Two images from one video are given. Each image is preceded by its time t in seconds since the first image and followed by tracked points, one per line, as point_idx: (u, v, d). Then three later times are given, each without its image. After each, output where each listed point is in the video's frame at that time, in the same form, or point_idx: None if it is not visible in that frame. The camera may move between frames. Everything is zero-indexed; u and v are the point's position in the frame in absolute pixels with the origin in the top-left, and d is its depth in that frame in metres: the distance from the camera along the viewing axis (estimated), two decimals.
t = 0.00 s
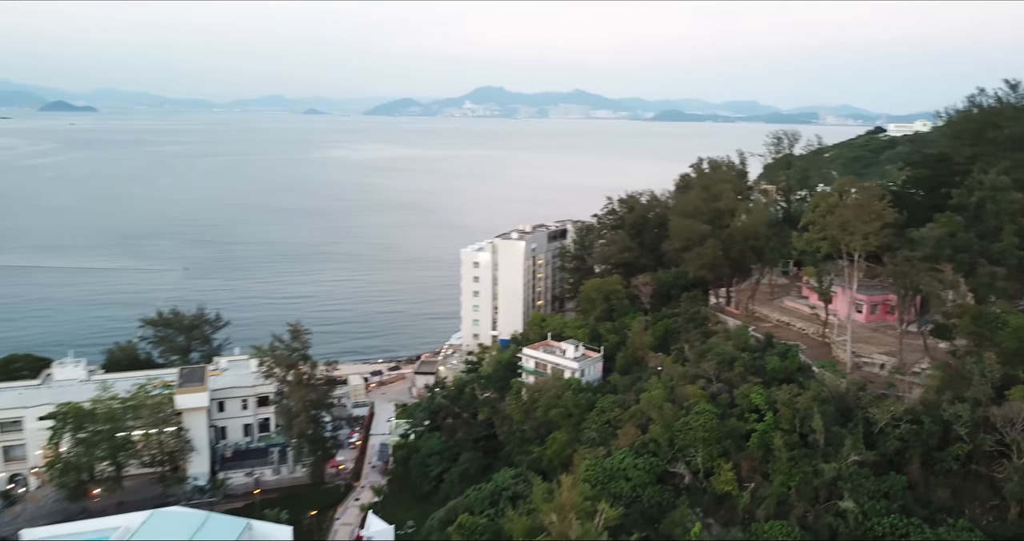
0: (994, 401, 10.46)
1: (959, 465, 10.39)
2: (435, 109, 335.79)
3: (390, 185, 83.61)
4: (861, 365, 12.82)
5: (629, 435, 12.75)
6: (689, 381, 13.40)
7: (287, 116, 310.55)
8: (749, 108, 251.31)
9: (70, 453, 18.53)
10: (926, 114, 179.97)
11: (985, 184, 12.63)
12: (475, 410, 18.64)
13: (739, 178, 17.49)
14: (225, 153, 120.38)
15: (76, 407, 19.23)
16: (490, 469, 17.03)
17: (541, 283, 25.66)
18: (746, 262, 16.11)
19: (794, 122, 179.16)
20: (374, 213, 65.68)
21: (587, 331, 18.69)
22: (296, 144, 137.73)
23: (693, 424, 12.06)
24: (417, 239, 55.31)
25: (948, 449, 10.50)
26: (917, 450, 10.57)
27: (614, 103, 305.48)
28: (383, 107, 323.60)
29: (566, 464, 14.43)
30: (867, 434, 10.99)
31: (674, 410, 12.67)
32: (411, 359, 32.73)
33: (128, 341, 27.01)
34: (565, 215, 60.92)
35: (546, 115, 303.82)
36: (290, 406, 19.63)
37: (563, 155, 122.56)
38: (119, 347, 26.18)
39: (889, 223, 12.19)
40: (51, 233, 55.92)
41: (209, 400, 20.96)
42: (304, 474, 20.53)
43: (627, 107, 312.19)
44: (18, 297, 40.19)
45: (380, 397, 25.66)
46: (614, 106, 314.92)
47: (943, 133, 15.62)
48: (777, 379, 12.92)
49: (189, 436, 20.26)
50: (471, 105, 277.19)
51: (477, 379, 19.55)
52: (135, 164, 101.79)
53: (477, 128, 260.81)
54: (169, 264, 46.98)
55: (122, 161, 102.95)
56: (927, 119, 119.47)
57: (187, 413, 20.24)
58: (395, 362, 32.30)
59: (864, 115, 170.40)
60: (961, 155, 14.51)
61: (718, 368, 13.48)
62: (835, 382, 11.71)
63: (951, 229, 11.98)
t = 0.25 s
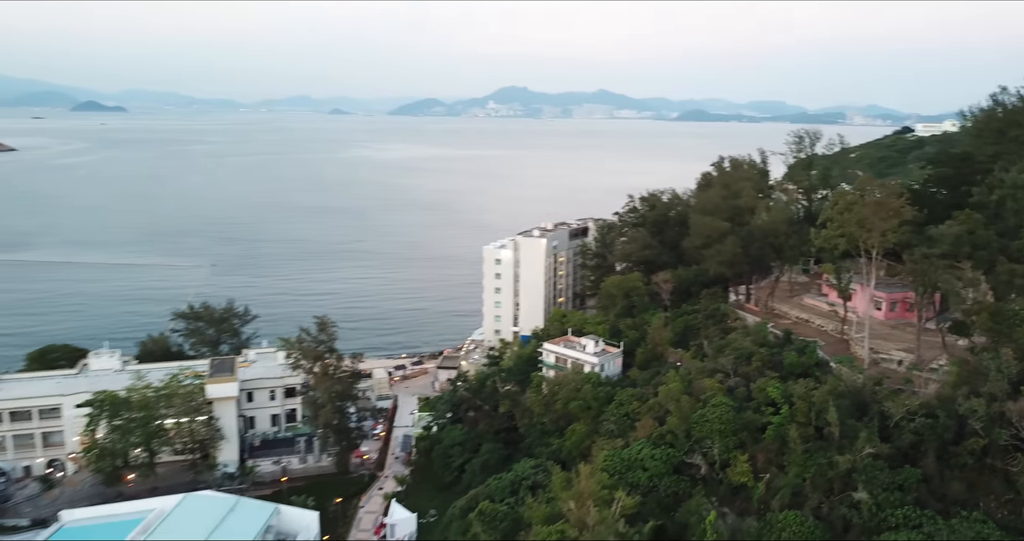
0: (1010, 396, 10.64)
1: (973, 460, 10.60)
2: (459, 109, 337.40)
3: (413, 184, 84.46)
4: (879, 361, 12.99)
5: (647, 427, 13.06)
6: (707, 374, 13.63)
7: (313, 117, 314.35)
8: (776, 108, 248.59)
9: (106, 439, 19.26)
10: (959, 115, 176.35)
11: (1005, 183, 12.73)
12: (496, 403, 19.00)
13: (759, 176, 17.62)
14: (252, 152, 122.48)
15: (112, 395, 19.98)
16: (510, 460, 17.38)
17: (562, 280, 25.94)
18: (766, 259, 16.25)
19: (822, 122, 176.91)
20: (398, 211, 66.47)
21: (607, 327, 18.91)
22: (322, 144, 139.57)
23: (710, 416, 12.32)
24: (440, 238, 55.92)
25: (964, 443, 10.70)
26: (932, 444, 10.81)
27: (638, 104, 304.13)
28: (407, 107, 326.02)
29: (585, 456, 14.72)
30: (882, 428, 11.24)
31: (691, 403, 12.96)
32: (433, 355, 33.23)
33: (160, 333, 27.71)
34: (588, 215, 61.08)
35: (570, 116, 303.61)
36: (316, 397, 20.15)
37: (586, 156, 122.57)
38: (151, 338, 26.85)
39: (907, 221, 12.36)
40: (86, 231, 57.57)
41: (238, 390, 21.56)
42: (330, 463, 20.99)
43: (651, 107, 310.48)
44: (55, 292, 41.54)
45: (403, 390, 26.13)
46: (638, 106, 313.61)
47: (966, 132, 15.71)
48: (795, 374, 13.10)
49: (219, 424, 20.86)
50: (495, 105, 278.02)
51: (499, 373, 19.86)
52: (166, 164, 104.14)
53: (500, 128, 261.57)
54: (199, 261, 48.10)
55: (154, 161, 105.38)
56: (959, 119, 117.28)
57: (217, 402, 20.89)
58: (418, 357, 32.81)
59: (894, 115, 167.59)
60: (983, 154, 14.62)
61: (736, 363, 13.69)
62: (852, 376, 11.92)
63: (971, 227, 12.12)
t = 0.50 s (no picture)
0: None
1: (990, 455, 10.78)
2: (483, 109, 338.26)
3: (437, 183, 85.20)
4: (898, 357, 13.19)
5: (666, 419, 13.36)
6: (725, 368, 13.88)
7: (338, 116, 317.58)
8: (803, 108, 245.39)
9: (140, 426, 19.93)
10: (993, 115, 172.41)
11: None
12: (518, 395, 19.35)
13: (780, 174, 17.77)
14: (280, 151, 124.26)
15: (147, 383, 20.72)
16: (531, 451, 17.72)
17: (583, 278, 26.21)
18: (786, 257, 16.41)
19: (850, 122, 174.33)
20: (422, 210, 67.17)
21: (628, 323, 19.14)
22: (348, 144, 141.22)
23: (728, 409, 12.61)
24: (463, 236, 56.45)
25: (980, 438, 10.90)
26: (949, 439, 11.05)
27: (663, 104, 302.30)
28: (432, 107, 327.74)
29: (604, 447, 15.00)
30: (899, 423, 11.51)
31: (709, 396, 13.27)
32: (456, 350, 33.69)
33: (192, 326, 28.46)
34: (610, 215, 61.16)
35: (594, 115, 302.67)
36: (342, 387, 20.67)
37: (609, 155, 122.38)
38: (183, 330, 27.63)
39: (925, 218, 12.60)
40: (119, 228, 59.12)
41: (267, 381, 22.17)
42: (355, 453, 21.50)
43: (676, 107, 308.45)
44: (90, 287, 42.84)
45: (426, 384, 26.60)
46: (663, 106, 311.57)
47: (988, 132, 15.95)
48: (814, 369, 13.28)
49: (249, 414, 21.53)
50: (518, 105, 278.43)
51: (520, 366, 20.18)
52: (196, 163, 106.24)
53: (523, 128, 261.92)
54: (227, 258, 49.20)
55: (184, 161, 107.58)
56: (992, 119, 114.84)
57: (247, 391, 21.59)
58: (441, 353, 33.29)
59: (925, 115, 164.47)
60: (1005, 152, 14.85)
61: (754, 357, 13.93)
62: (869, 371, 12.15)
63: (990, 224, 12.29)
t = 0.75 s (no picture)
0: None
1: (1012, 451, 10.88)
2: (510, 109, 338.81)
3: (464, 183, 85.92)
4: (920, 354, 13.38)
5: (687, 412, 13.66)
6: (747, 363, 14.12)
7: (366, 116, 320.84)
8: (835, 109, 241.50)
9: (177, 413, 20.63)
10: None
11: None
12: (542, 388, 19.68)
13: (804, 172, 17.90)
14: (309, 151, 126.15)
15: (184, 373, 21.47)
16: (554, 443, 18.05)
17: (608, 275, 26.47)
18: (810, 254, 16.56)
19: (883, 123, 171.19)
20: (449, 209, 67.84)
21: (651, 320, 19.37)
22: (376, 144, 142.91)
23: (749, 402, 12.86)
24: (490, 235, 56.93)
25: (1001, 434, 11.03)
26: (969, 434, 11.24)
27: (691, 104, 299.92)
28: (459, 107, 329.35)
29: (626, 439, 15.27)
30: (919, 417, 11.74)
31: (731, 389, 13.55)
32: (481, 346, 34.13)
33: (226, 319, 29.12)
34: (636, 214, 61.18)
35: (621, 115, 301.18)
36: (371, 379, 21.17)
37: (636, 155, 121.98)
38: (217, 322, 28.41)
39: (947, 217, 12.88)
40: (154, 225, 60.77)
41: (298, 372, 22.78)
42: (383, 443, 22.01)
43: (704, 107, 305.80)
44: (126, 282, 44.20)
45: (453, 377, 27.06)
46: (691, 106, 308.95)
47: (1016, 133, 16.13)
48: (835, 364, 13.47)
49: (281, 403, 22.15)
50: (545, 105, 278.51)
51: (544, 361, 20.53)
52: (228, 162, 108.44)
53: (550, 128, 261.89)
54: (258, 255, 50.32)
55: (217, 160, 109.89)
56: None
57: (279, 382, 22.13)
58: (466, 348, 33.75)
59: (961, 115, 160.75)
60: None
61: (776, 352, 14.15)
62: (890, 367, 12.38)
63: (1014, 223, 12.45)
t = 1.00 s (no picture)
0: None
1: None
2: (537, 109, 338.79)
3: (490, 182, 86.52)
4: (945, 351, 13.58)
5: (710, 405, 13.94)
6: (771, 358, 14.36)
7: (394, 116, 323.62)
8: (867, 108, 237.33)
9: (213, 402, 21.33)
10: None
11: None
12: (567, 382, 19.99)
13: (830, 170, 18.02)
14: (338, 150, 127.85)
15: (220, 362, 22.18)
16: (579, 436, 18.37)
17: (633, 273, 26.67)
18: (835, 252, 16.69)
19: (917, 123, 167.86)
20: (475, 208, 68.45)
21: (676, 316, 19.55)
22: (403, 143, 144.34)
23: (771, 395, 13.11)
24: (515, 233, 57.38)
25: None
26: (991, 429, 11.43)
27: (719, 103, 297.02)
28: (486, 107, 330.41)
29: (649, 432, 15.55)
30: (942, 412, 11.97)
31: (754, 383, 13.82)
32: (506, 343, 34.54)
33: (259, 312, 29.83)
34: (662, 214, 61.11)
35: (648, 115, 299.52)
36: (399, 371, 21.62)
37: (663, 155, 121.46)
38: (251, 315, 29.17)
39: (973, 214, 13.16)
40: (189, 222, 62.34)
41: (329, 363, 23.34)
42: (411, 434, 22.49)
43: (733, 107, 302.67)
44: (162, 277, 45.51)
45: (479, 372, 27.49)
46: (720, 106, 305.74)
47: None
48: (859, 359, 13.64)
49: (312, 394, 22.77)
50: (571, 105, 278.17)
51: (569, 355, 20.83)
52: (259, 161, 110.46)
53: (576, 127, 261.53)
54: (289, 252, 51.36)
55: (248, 159, 111.99)
56: None
57: (312, 373, 22.92)
58: (492, 344, 34.19)
59: (999, 115, 156.83)
60: None
61: (800, 348, 14.37)
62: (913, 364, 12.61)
63: None
